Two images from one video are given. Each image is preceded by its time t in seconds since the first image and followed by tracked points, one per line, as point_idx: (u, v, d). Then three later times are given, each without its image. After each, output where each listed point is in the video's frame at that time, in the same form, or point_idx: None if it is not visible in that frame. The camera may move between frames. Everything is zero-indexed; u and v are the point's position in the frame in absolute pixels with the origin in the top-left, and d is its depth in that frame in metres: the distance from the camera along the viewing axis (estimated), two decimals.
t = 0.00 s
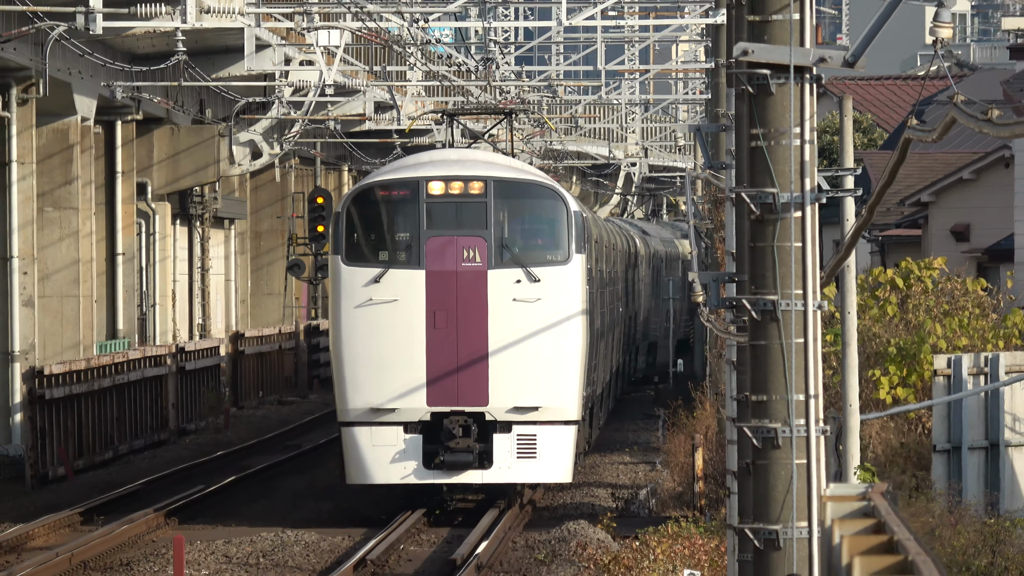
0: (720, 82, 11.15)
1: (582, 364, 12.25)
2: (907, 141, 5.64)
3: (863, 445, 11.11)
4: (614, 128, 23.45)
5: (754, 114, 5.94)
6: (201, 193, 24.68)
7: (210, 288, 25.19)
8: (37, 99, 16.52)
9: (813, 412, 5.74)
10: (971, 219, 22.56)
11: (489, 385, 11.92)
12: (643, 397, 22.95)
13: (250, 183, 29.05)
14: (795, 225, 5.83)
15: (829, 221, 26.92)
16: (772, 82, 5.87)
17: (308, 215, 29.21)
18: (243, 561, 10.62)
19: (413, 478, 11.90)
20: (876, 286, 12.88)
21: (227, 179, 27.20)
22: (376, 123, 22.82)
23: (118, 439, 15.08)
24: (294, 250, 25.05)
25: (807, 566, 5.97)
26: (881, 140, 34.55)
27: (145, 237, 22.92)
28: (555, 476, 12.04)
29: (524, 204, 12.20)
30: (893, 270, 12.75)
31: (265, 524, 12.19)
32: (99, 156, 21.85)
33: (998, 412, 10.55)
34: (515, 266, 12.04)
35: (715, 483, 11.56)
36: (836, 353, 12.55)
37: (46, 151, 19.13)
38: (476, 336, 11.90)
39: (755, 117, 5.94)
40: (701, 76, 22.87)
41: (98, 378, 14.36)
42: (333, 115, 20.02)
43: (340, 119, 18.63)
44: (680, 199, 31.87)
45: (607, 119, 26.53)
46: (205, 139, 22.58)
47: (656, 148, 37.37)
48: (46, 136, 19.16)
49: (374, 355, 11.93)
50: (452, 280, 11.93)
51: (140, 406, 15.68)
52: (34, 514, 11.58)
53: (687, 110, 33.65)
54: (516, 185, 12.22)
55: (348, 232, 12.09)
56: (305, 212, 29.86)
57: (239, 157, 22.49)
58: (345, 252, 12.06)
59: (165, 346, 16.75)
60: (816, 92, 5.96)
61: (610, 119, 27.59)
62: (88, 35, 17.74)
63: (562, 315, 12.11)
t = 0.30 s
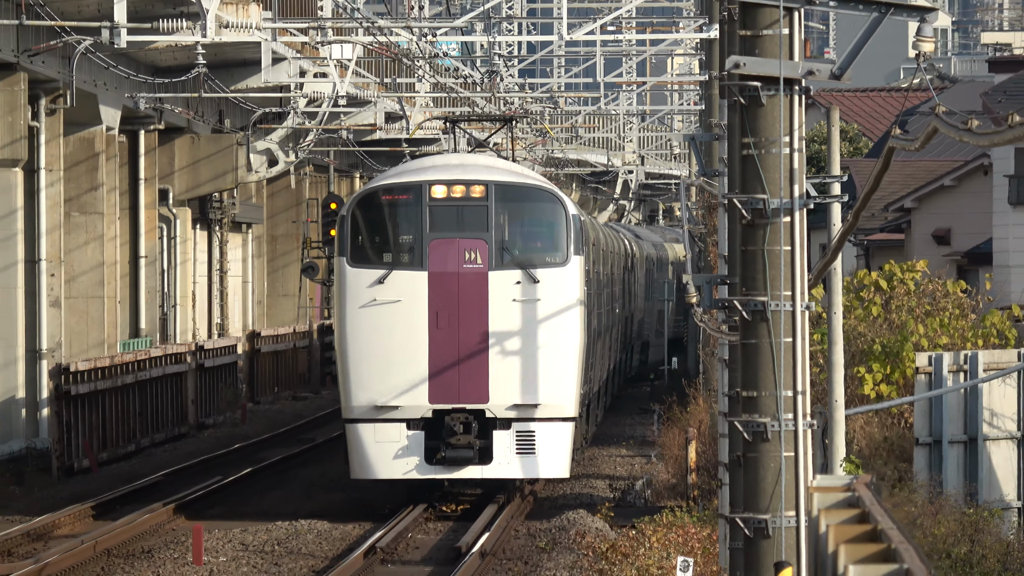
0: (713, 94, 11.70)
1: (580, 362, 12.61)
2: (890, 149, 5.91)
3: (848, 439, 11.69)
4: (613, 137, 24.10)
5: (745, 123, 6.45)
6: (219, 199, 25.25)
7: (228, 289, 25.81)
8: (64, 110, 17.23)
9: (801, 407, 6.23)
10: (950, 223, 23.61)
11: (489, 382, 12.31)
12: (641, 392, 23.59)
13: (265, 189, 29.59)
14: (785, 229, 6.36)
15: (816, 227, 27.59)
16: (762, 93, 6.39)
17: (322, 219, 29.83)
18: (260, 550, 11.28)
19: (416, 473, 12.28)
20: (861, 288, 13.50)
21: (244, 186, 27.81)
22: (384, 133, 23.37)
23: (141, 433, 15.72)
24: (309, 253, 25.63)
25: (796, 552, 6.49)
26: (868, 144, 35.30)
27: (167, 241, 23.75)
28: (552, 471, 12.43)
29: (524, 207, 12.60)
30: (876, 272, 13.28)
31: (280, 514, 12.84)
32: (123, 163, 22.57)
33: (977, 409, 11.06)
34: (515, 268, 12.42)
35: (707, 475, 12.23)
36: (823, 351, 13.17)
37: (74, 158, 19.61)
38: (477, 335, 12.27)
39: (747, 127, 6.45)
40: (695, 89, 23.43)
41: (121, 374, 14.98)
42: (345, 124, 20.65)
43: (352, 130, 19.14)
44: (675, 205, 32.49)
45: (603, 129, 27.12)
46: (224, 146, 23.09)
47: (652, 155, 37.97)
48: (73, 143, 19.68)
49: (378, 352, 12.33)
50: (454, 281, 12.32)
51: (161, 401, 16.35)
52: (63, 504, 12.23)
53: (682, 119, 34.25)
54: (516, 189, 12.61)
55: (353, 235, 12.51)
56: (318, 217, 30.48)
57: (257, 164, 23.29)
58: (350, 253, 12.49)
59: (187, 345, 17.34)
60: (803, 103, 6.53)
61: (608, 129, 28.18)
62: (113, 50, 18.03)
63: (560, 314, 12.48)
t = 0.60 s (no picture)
0: (709, 104, 12.21)
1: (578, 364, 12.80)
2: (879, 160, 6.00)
3: (839, 434, 12.19)
4: (613, 145, 24.67)
5: (740, 132, 6.55)
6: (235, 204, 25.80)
7: (243, 292, 26.36)
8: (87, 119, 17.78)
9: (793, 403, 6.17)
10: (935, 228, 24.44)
11: (491, 383, 12.47)
12: (639, 390, 24.12)
13: (280, 195, 30.07)
14: (777, 234, 6.49)
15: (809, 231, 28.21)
16: (757, 103, 6.47)
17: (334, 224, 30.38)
18: (273, 541, 11.85)
19: (418, 472, 12.46)
20: (850, 290, 14.15)
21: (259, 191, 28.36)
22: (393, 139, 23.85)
23: (161, 427, 16.30)
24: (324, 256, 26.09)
25: (787, 543, 6.65)
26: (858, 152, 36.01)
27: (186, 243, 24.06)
28: (552, 470, 12.60)
29: (524, 211, 12.76)
30: (866, 275, 13.86)
31: (293, 505, 13.40)
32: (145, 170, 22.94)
33: (962, 405, 11.57)
34: (515, 271, 12.59)
35: (703, 469, 12.78)
36: (814, 349, 13.77)
37: (97, 166, 19.86)
38: (478, 337, 12.43)
39: (741, 136, 6.54)
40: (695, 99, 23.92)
41: (142, 371, 15.53)
42: (355, 133, 21.14)
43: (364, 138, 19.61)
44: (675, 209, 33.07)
45: (606, 137, 27.67)
46: (241, 154, 23.75)
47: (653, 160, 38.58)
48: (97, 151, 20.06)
49: (382, 354, 12.48)
50: (456, 284, 12.48)
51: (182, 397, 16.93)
52: (86, 495, 12.83)
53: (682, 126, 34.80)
54: (516, 193, 12.77)
55: (357, 238, 12.63)
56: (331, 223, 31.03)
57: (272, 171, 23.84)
58: (354, 256, 12.60)
59: (204, 343, 17.83)
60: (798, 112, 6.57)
61: (611, 137, 28.71)
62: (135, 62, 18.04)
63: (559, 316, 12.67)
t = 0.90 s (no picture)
0: (707, 112, 12.67)
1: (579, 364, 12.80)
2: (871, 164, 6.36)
3: (832, 429, 12.71)
4: (615, 151, 25.26)
5: (735, 140, 6.83)
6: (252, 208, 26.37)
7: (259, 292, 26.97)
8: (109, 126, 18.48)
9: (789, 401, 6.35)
10: (924, 231, 25.70)
11: (493, 383, 12.46)
12: (638, 386, 24.65)
13: (296, 199, 30.65)
14: (773, 237, 6.74)
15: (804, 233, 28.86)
16: (752, 112, 6.76)
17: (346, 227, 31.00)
18: (287, 532, 12.34)
19: (421, 471, 12.43)
20: (843, 291, 14.78)
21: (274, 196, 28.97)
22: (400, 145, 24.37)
23: (182, 422, 16.85)
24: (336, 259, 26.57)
25: (782, 533, 6.89)
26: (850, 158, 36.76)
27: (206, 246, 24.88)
28: (553, 469, 12.62)
29: (526, 214, 12.71)
30: (858, 276, 14.58)
31: (306, 498, 13.91)
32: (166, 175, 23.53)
33: (949, 402, 12.03)
34: (517, 273, 12.56)
35: (701, 462, 13.36)
36: (808, 347, 14.35)
37: (119, 171, 20.52)
38: (481, 338, 12.41)
39: (737, 143, 6.83)
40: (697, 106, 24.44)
41: (163, 368, 16.11)
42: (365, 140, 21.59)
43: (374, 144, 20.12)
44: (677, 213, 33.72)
45: (609, 144, 28.26)
46: (256, 159, 24.19)
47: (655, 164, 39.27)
48: (118, 156, 20.65)
49: (386, 355, 12.45)
50: (459, 286, 12.45)
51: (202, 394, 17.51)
52: (108, 488, 13.37)
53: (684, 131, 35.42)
54: (518, 196, 12.73)
55: (361, 240, 12.57)
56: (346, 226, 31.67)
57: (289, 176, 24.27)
58: (358, 259, 12.55)
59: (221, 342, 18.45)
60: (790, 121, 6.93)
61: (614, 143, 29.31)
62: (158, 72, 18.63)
63: (559, 318, 12.67)
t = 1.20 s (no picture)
0: (705, 117, 13.14)
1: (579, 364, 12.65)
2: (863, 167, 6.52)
3: (824, 423, 13.19)
4: (615, 154, 25.76)
5: (732, 144, 6.88)
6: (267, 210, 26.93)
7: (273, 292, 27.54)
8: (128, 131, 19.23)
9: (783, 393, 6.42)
10: (914, 232, 26.35)
11: (494, 382, 12.33)
12: (637, 382, 25.18)
13: (309, 202, 31.20)
14: (768, 238, 6.80)
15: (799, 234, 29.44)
16: (748, 117, 6.81)
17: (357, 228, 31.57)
18: (299, 523, 12.78)
19: (423, 468, 12.34)
20: (836, 290, 15.24)
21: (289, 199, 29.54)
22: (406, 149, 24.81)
23: (198, 417, 17.40)
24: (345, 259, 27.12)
25: (777, 524, 6.93)
26: (842, 163, 37.47)
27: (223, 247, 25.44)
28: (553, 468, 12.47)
29: (527, 215, 12.60)
30: (850, 275, 15.05)
31: (318, 490, 14.40)
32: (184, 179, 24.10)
33: (938, 395, 12.52)
34: (518, 273, 12.45)
35: (698, 455, 13.88)
36: (802, 346, 14.80)
37: (138, 174, 21.03)
38: (482, 338, 12.31)
39: (734, 147, 6.87)
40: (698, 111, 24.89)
41: (181, 364, 16.68)
42: (374, 145, 21.99)
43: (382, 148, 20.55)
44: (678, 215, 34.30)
45: (610, 148, 28.79)
46: (271, 164, 24.86)
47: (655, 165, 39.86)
48: (137, 160, 21.14)
49: (389, 355, 12.36)
50: (461, 286, 12.35)
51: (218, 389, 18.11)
52: (127, 480, 13.86)
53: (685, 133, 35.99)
54: (519, 197, 12.62)
55: (364, 241, 12.48)
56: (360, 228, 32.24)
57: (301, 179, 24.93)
58: (361, 259, 12.47)
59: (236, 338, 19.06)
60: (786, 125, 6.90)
61: (616, 147, 29.86)
62: (175, 78, 19.18)
63: (560, 317, 12.54)
